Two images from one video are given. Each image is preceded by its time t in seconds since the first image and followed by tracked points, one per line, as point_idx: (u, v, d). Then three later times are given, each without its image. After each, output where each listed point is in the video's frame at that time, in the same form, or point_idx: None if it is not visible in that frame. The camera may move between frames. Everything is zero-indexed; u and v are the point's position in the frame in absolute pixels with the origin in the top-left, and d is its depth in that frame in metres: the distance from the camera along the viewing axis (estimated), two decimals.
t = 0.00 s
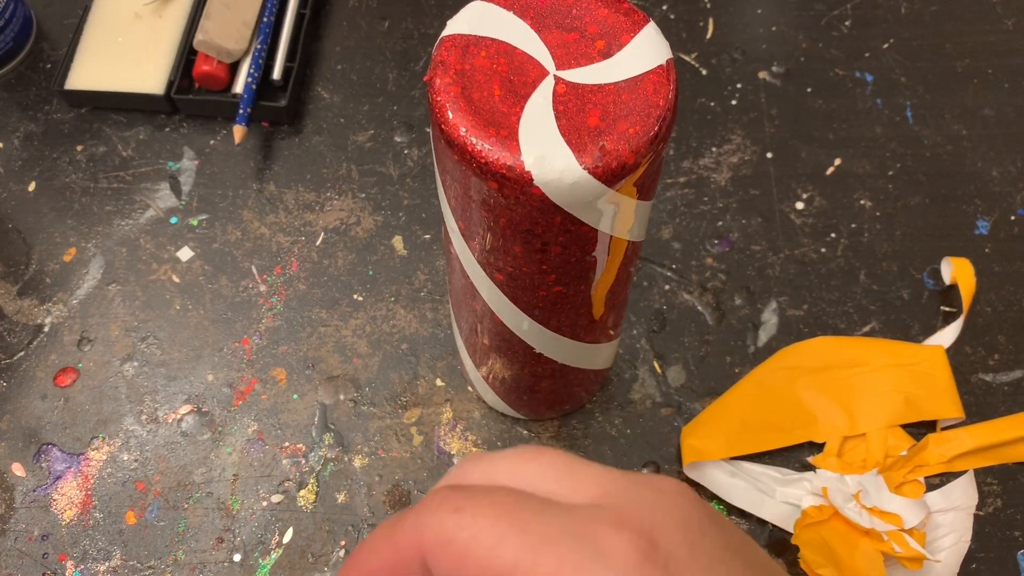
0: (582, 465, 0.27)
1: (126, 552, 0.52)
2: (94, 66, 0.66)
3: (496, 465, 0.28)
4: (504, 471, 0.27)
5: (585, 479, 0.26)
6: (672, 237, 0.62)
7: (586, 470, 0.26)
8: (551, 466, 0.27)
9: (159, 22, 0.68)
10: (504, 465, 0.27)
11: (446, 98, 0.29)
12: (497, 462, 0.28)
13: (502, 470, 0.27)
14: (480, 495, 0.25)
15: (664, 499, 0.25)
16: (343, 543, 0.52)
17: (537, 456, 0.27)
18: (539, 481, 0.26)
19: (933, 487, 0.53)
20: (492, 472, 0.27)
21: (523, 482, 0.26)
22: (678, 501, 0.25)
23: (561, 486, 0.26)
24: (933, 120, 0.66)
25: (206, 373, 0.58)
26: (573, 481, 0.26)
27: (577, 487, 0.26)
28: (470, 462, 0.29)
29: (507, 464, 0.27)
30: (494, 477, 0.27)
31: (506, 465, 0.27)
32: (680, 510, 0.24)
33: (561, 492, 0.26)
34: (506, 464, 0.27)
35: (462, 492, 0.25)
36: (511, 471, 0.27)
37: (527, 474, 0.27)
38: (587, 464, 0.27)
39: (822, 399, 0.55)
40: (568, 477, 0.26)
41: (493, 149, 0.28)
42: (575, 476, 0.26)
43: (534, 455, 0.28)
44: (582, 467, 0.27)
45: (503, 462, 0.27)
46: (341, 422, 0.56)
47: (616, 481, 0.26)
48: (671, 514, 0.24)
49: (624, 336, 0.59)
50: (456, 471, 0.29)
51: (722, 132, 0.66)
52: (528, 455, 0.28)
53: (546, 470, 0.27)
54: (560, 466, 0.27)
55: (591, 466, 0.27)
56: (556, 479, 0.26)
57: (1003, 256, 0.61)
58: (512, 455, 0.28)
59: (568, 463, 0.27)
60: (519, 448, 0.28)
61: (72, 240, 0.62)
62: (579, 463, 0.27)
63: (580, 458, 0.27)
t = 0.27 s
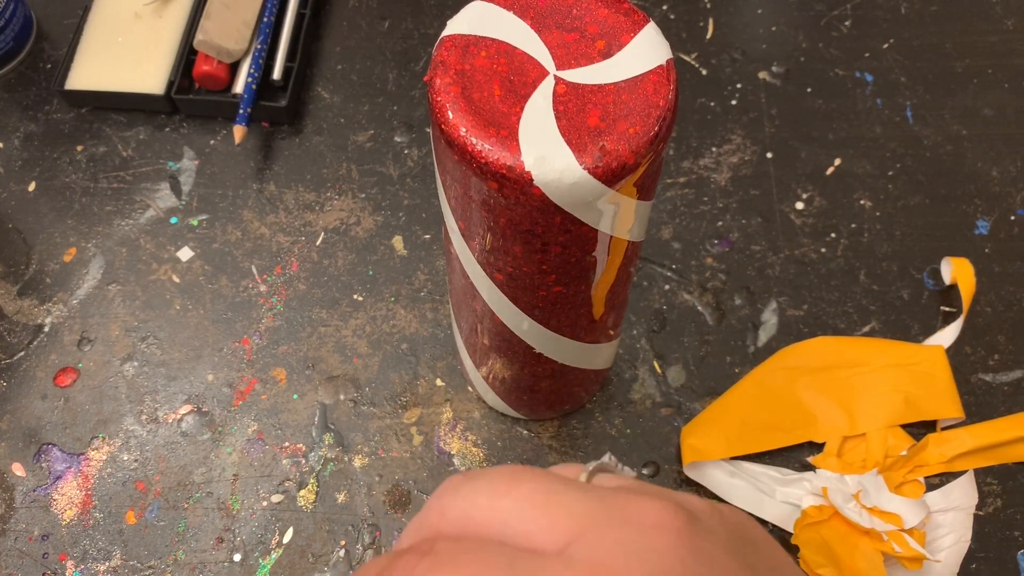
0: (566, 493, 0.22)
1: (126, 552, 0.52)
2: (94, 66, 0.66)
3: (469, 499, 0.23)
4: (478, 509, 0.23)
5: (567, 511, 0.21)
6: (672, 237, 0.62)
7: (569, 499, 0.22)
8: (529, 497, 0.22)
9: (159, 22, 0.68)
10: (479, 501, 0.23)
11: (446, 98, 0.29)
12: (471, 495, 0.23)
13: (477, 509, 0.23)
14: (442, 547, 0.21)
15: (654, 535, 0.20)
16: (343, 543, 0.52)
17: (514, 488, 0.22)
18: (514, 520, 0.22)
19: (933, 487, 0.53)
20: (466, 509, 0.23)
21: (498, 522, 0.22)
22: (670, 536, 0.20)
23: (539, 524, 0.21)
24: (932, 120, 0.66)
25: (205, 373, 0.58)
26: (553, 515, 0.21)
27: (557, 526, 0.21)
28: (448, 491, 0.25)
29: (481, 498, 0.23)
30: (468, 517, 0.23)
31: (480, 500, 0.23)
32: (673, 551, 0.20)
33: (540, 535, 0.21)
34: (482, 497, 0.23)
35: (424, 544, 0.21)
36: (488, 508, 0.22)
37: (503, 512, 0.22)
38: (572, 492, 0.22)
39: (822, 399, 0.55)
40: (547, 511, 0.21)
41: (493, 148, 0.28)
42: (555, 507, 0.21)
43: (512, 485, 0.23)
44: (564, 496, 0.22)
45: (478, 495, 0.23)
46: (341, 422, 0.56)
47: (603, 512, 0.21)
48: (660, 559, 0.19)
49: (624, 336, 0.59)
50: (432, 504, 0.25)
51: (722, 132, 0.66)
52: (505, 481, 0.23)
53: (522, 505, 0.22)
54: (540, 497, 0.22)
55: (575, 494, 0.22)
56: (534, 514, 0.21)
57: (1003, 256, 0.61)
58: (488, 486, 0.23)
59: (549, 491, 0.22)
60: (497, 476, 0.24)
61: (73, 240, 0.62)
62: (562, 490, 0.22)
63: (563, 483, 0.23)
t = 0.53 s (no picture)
0: (549, 499, 0.22)
1: (126, 552, 0.52)
2: (94, 66, 0.66)
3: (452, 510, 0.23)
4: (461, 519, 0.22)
5: (551, 517, 0.21)
6: (672, 237, 0.62)
7: (552, 505, 0.21)
8: (512, 505, 0.22)
9: (159, 22, 0.68)
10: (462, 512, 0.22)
11: (446, 98, 0.29)
12: (454, 506, 0.23)
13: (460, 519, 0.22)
14: (424, 554, 0.20)
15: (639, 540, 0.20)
16: (343, 543, 0.52)
17: (497, 496, 0.22)
18: (496, 527, 0.21)
19: (934, 487, 0.53)
20: (449, 519, 0.23)
21: (481, 529, 0.22)
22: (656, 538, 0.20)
23: (522, 531, 0.21)
24: (933, 120, 0.66)
25: (205, 373, 0.58)
26: (536, 521, 0.21)
27: (540, 532, 0.21)
28: (434, 504, 0.24)
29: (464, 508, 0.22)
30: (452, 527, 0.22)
31: (463, 511, 0.22)
32: (658, 554, 0.19)
33: (523, 542, 0.21)
34: (464, 508, 0.22)
35: (406, 551, 0.21)
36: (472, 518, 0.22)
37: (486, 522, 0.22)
38: (555, 497, 0.22)
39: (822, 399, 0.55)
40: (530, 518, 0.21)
41: (493, 149, 0.28)
42: (538, 514, 0.21)
43: (494, 493, 0.22)
44: (548, 502, 0.22)
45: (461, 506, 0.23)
46: (341, 422, 0.56)
47: (587, 516, 0.21)
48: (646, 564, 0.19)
49: (624, 336, 0.59)
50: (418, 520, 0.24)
51: (722, 132, 0.66)
52: (488, 490, 0.23)
53: (505, 513, 0.22)
54: (522, 505, 0.22)
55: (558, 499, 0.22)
56: (517, 521, 0.21)
57: (1003, 256, 0.61)
58: (471, 498, 0.23)
59: (532, 497, 0.22)
60: (480, 485, 0.23)
61: (73, 240, 0.62)
62: (545, 495, 0.22)
63: (547, 489, 0.22)
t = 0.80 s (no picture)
0: (528, 502, 0.22)
1: (126, 552, 0.52)
2: (94, 66, 0.66)
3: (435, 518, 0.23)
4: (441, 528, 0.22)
5: (529, 520, 0.21)
6: (672, 237, 0.62)
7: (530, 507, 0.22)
8: (491, 510, 0.22)
9: (159, 22, 0.68)
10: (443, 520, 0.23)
11: (446, 98, 0.29)
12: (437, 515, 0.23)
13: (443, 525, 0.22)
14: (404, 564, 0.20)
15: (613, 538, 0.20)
16: (343, 543, 0.52)
17: (477, 502, 0.22)
18: (477, 533, 0.21)
19: (934, 487, 0.53)
20: (431, 528, 0.23)
21: (462, 536, 0.22)
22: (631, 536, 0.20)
23: (501, 536, 0.21)
24: (932, 120, 0.66)
25: (206, 373, 0.58)
26: (515, 523, 0.21)
27: (518, 536, 0.21)
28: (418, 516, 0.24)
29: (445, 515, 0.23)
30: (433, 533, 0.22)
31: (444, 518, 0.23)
32: (635, 552, 0.19)
33: (503, 544, 0.21)
34: (445, 515, 0.23)
35: (388, 561, 0.21)
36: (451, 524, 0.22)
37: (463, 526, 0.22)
38: (533, 500, 0.22)
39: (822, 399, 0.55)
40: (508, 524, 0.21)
41: (493, 149, 0.28)
42: (517, 518, 0.21)
43: (474, 499, 0.23)
44: (527, 504, 0.22)
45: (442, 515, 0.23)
46: (341, 422, 0.56)
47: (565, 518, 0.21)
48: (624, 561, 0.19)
49: (624, 336, 0.59)
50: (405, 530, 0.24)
51: (722, 132, 0.66)
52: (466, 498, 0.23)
53: (484, 517, 0.22)
54: (502, 510, 0.22)
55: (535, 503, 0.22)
56: (497, 525, 0.21)
57: (1003, 256, 0.61)
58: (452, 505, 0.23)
59: (511, 501, 0.22)
60: (462, 493, 0.23)
61: (73, 240, 0.62)
62: (525, 500, 0.22)
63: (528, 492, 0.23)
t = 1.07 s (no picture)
0: (503, 502, 0.21)
1: (126, 552, 0.52)
2: (94, 66, 0.66)
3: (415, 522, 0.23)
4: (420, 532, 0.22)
5: (503, 520, 0.21)
6: (672, 237, 0.62)
7: (506, 507, 0.21)
8: (467, 511, 0.22)
9: (159, 22, 0.68)
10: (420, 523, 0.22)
11: (446, 98, 0.29)
12: (416, 520, 0.23)
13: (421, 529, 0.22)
14: None
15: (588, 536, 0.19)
16: (343, 543, 0.52)
17: (453, 504, 0.22)
18: (453, 535, 0.21)
19: (933, 487, 0.53)
20: (410, 534, 0.22)
21: (439, 540, 0.21)
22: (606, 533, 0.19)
23: (476, 538, 0.21)
24: (932, 120, 0.66)
25: (206, 373, 0.58)
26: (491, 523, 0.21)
27: (492, 537, 0.20)
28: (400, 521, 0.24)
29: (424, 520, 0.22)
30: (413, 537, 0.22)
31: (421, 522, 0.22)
32: (609, 550, 0.19)
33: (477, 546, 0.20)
34: (423, 519, 0.22)
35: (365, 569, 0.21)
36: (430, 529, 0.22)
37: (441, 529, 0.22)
38: (509, 500, 0.22)
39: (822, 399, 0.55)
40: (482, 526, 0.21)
41: (493, 149, 0.28)
42: (491, 519, 0.21)
43: (452, 502, 0.22)
44: (502, 504, 0.21)
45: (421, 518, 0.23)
46: (341, 422, 0.56)
47: (539, 517, 0.20)
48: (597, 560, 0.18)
49: (624, 336, 0.59)
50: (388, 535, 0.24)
51: (722, 132, 0.66)
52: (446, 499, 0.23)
53: (460, 519, 0.21)
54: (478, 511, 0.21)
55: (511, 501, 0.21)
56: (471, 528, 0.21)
57: (1003, 256, 0.61)
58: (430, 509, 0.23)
59: (487, 501, 0.22)
60: (440, 496, 0.23)
61: (73, 240, 0.62)
62: (500, 499, 0.22)
63: (506, 490, 0.22)
